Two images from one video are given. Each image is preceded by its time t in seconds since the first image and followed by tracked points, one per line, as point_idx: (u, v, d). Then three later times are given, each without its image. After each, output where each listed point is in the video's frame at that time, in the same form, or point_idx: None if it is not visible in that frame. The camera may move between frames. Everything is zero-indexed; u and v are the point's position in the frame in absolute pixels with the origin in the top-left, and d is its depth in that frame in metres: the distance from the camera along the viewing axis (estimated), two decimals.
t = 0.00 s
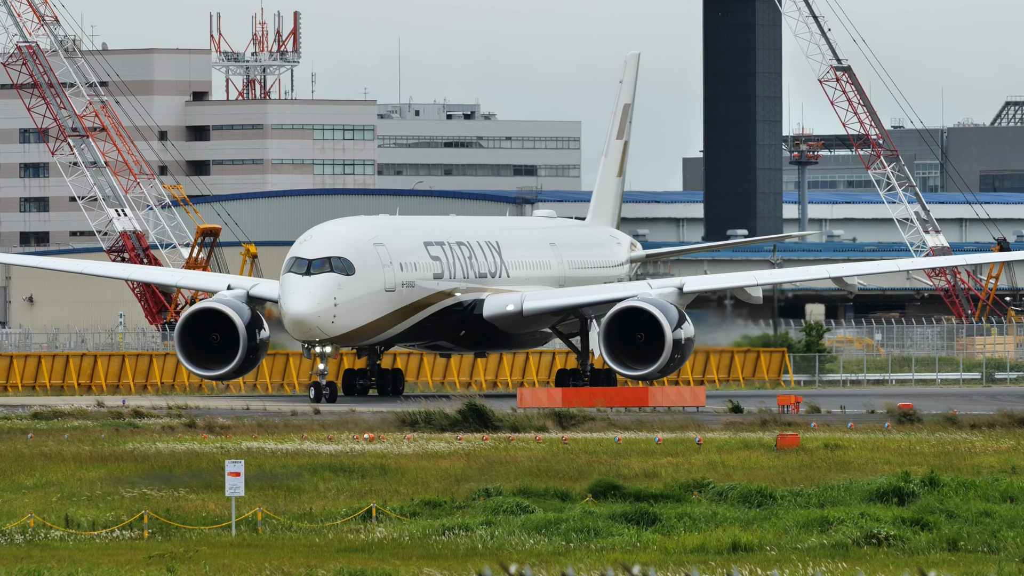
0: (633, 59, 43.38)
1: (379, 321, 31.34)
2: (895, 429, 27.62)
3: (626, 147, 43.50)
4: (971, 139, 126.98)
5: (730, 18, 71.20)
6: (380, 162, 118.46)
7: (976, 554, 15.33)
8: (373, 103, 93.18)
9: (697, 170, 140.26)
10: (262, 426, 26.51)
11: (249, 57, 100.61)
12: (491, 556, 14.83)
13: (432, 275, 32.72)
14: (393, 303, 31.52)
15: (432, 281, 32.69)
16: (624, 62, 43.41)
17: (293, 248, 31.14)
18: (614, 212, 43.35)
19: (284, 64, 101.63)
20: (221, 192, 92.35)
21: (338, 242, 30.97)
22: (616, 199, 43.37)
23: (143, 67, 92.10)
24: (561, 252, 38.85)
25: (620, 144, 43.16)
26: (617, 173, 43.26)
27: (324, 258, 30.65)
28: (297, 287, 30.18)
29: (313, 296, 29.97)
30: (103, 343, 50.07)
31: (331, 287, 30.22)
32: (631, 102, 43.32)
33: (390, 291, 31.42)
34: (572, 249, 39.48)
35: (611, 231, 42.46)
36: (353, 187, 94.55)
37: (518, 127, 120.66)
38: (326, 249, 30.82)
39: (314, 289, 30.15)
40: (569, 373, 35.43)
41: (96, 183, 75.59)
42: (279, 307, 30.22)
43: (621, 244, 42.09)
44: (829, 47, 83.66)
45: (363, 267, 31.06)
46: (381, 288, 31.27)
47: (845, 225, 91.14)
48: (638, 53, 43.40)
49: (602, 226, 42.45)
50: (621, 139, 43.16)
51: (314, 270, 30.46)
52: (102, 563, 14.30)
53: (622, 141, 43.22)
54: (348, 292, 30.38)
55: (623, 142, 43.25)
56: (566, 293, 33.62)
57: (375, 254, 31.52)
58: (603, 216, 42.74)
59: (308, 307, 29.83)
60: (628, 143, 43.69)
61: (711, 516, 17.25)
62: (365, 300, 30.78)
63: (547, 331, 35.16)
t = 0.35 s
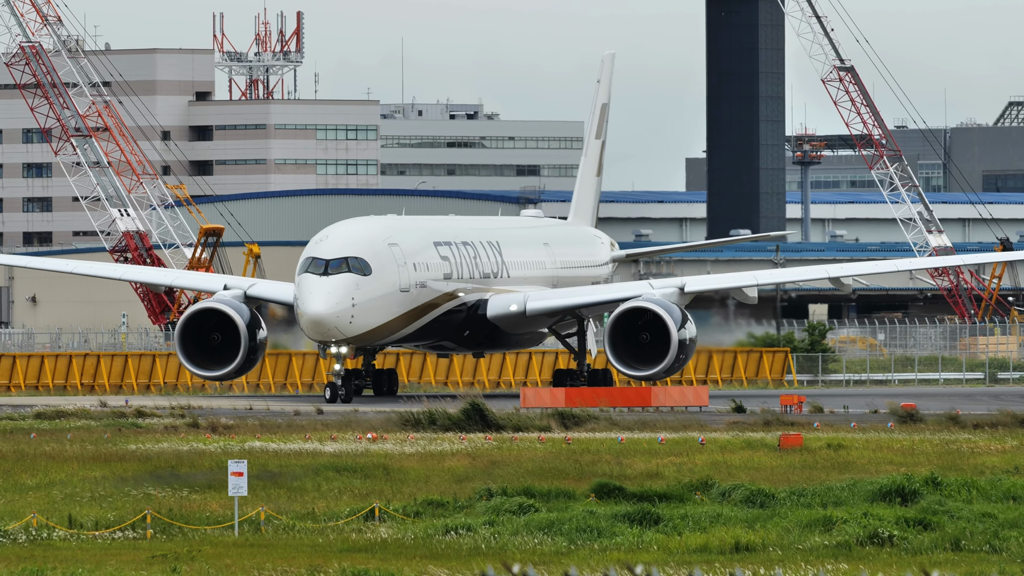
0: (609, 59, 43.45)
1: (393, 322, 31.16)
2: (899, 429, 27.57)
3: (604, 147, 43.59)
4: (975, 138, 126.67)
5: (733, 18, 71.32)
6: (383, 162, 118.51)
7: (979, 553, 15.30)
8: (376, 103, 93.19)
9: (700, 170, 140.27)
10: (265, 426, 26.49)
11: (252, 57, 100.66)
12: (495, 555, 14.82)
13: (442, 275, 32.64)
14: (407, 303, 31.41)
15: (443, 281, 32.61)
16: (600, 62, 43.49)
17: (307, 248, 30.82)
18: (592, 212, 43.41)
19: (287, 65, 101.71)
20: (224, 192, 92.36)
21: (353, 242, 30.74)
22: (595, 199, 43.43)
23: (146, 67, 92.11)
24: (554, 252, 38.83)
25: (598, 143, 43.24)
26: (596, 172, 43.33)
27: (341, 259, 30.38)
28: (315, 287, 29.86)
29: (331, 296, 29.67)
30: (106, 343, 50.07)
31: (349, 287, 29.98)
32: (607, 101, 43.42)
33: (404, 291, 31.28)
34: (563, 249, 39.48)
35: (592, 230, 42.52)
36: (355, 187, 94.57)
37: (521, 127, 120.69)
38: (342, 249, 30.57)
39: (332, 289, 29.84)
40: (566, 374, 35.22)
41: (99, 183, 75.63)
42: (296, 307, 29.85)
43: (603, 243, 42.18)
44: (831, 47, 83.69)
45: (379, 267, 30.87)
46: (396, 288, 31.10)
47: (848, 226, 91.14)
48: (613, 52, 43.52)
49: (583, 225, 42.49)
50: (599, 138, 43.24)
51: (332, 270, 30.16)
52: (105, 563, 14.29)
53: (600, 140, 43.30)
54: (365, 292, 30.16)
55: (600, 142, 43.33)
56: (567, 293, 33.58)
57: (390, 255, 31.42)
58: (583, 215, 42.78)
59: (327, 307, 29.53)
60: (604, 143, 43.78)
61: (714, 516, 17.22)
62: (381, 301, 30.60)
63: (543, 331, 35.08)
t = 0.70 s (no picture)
0: (585, 58, 43.60)
1: (408, 321, 31.17)
2: (900, 429, 27.56)
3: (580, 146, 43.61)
4: (977, 138, 127.56)
5: (735, 18, 71.32)
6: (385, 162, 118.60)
7: (980, 554, 15.27)
8: (378, 103, 93.17)
9: (702, 170, 140.33)
10: (267, 426, 26.48)
11: (255, 57, 100.67)
12: (498, 555, 14.81)
13: (452, 275, 32.63)
14: (421, 303, 31.39)
15: (453, 281, 32.59)
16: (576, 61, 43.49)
17: (323, 248, 30.70)
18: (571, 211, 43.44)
19: (289, 64, 101.72)
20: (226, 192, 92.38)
21: (369, 242, 30.67)
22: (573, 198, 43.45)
23: (148, 67, 92.11)
24: (547, 252, 38.79)
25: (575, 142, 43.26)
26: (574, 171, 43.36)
27: (358, 259, 30.30)
28: (334, 287, 29.77)
29: (349, 296, 29.61)
30: (109, 343, 50.05)
31: (367, 286, 29.92)
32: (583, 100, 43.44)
33: (419, 291, 31.29)
34: (556, 248, 39.46)
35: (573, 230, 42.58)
36: (358, 187, 94.59)
37: (523, 127, 120.71)
38: (358, 249, 30.48)
39: (350, 289, 29.76)
40: (563, 374, 35.20)
41: (101, 183, 75.63)
42: (314, 306, 29.76)
43: (585, 241, 42.26)
44: (834, 47, 83.68)
45: (394, 267, 30.84)
46: (411, 288, 31.10)
47: (850, 225, 91.14)
48: (588, 52, 43.55)
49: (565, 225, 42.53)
50: (576, 137, 43.25)
51: (349, 270, 30.08)
52: (105, 564, 14.27)
53: (577, 139, 43.32)
54: (383, 292, 30.14)
55: (577, 141, 43.35)
56: (570, 293, 33.50)
57: (405, 255, 31.39)
58: (563, 215, 42.83)
59: (345, 307, 29.48)
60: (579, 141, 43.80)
61: (716, 516, 17.20)
62: (398, 300, 30.58)
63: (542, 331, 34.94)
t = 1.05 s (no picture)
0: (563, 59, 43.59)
1: (424, 320, 31.11)
2: (902, 429, 27.53)
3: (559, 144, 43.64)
4: (979, 138, 127.71)
5: (737, 18, 71.22)
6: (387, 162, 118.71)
7: (982, 553, 15.26)
8: (380, 103, 93.18)
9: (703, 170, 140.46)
10: (270, 426, 26.46)
11: (257, 57, 100.70)
12: (500, 555, 14.80)
13: (464, 275, 32.60)
14: (436, 303, 31.36)
15: (464, 281, 32.55)
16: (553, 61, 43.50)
17: (341, 247, 30.50)
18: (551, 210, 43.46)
19: (291, 64, 101.71)
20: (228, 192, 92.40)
21: (386, 242, 30.55)
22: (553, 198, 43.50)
23: (150, 67, 92.11)
24: (541, 251, 38.83)
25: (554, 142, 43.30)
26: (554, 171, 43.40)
27: (377, 258, 30.18)
28: (354, 287, 29.61)
29: (370, 296, 29.47)
30: (110, 343, 50.06)
31: (387, 287, 29.82)
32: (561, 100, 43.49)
33: (436, 290, 31.25)
34: (549, 248, 39.53)
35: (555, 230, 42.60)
36: (360, 187, 94.61)
37: (525, 127, 120.86)
38: (377, 249, 30.36)
39: (370, 289, 29.63)
40: (562, 374, 35.15)
41: (103, 183, 75.67)
42: (333, 306, 29.59)
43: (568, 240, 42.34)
44: (836, 47, 83.68)
45: (412, 267, 30.77)
46: (428, 287, 31.08)
47: (852, 225, 91.14)
48: (566, 52, 43.60)
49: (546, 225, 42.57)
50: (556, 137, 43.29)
51: (369, 270, 29.93)
52: (108, 564, 14.26)
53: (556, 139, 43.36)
54: (402, 292, 30.07)
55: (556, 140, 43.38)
56: (572, 293, 33.48)
57: (421, 255, 31.34)
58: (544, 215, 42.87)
59: (367, 307, 29.35)
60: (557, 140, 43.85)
61: (718, 516, 17.20)
62: (415, 300, 30.52)
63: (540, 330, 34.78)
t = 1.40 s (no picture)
0: (540, 59, 43.32)
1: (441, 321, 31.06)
2: (904, 429, 27.50)
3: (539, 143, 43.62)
4: (981, 138, 127.72)
5: (739, 18, 71.09)
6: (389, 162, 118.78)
7: (984, 553, 15.24)
8: (382, 103, 93.13)
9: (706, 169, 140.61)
10: (272, 426, 26.44)
11: (259, 57, 100.69)
12: (502, 555, 14.80)
13: (475, 276, 32.58)
14: (454, 302, 31.35)
15: (475, 282, 32.53)
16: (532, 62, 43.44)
17: (359, 246, 30.39)
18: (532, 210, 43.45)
19: (294, 64, 101.63)
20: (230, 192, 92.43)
21: (404, 242, 30.49)
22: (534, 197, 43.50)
23: (152, 67, 92.09)
24: (537, 251, 38.85)
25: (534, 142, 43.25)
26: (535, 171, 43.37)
27: (396, 258, 30.14)
28: (374, 287, 29.54)
29: (389, 296, 29.43)
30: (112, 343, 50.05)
31: (407, 286, 29.79)
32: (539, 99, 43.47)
33: (453, 291, 31.23)
34: (544, 247, 39.53)
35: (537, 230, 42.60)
36: (362, 187, 94.59)
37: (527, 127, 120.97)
38: (395, 249, 30.29)
39: (390, 290, 29.59)
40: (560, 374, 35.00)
41: (105, 183, 75.73)
42: (352, 306, 29.52)
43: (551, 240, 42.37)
44: (838, 47, 83.65)
45: (430, 267, 30.74)
46: (445, 288, 31.06)
47: (853, 225, 91.08)
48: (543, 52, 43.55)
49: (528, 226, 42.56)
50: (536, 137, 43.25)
51: (388, 270, 29.88)
52: (109, 564, 14.24)
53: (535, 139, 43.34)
54: (421, 292, 30.05)
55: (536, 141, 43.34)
56: (574, 293, 33.36)
57: (438, 254, 31.32)
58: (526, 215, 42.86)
59: (387, 307, 29.30)
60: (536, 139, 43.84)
61: (720, 515, 17.18)
62: (435, 300, 30.51)
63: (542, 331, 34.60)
